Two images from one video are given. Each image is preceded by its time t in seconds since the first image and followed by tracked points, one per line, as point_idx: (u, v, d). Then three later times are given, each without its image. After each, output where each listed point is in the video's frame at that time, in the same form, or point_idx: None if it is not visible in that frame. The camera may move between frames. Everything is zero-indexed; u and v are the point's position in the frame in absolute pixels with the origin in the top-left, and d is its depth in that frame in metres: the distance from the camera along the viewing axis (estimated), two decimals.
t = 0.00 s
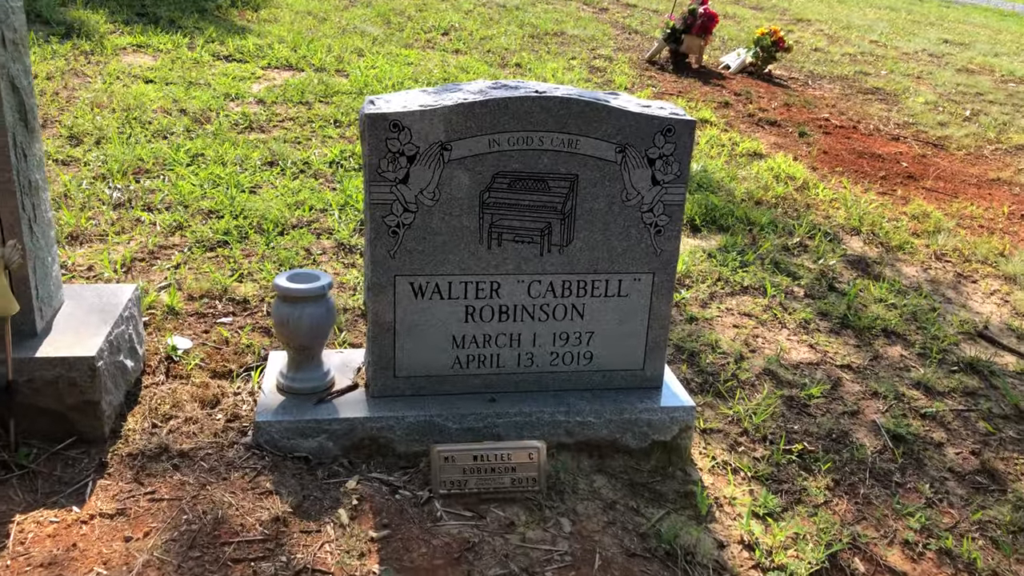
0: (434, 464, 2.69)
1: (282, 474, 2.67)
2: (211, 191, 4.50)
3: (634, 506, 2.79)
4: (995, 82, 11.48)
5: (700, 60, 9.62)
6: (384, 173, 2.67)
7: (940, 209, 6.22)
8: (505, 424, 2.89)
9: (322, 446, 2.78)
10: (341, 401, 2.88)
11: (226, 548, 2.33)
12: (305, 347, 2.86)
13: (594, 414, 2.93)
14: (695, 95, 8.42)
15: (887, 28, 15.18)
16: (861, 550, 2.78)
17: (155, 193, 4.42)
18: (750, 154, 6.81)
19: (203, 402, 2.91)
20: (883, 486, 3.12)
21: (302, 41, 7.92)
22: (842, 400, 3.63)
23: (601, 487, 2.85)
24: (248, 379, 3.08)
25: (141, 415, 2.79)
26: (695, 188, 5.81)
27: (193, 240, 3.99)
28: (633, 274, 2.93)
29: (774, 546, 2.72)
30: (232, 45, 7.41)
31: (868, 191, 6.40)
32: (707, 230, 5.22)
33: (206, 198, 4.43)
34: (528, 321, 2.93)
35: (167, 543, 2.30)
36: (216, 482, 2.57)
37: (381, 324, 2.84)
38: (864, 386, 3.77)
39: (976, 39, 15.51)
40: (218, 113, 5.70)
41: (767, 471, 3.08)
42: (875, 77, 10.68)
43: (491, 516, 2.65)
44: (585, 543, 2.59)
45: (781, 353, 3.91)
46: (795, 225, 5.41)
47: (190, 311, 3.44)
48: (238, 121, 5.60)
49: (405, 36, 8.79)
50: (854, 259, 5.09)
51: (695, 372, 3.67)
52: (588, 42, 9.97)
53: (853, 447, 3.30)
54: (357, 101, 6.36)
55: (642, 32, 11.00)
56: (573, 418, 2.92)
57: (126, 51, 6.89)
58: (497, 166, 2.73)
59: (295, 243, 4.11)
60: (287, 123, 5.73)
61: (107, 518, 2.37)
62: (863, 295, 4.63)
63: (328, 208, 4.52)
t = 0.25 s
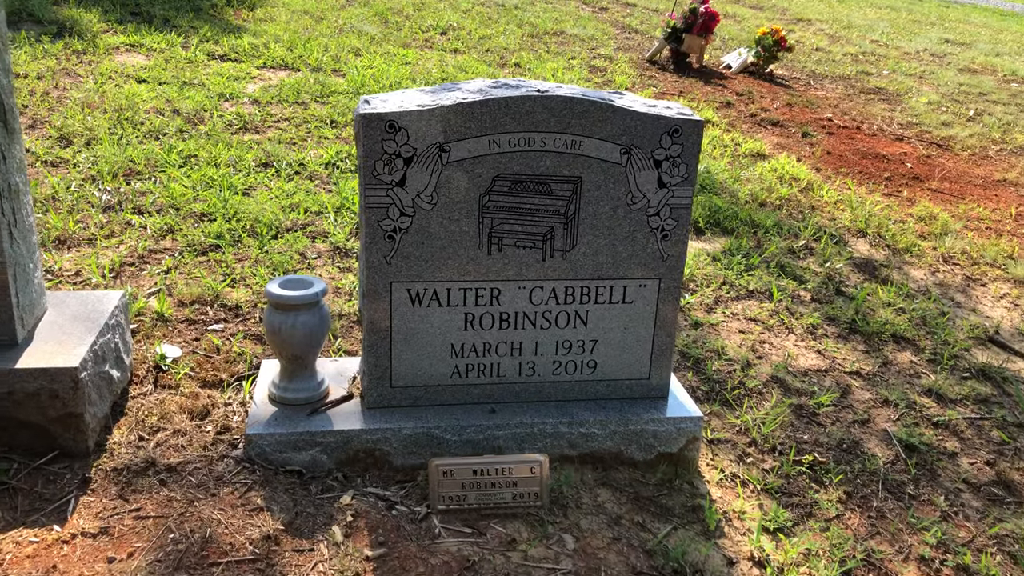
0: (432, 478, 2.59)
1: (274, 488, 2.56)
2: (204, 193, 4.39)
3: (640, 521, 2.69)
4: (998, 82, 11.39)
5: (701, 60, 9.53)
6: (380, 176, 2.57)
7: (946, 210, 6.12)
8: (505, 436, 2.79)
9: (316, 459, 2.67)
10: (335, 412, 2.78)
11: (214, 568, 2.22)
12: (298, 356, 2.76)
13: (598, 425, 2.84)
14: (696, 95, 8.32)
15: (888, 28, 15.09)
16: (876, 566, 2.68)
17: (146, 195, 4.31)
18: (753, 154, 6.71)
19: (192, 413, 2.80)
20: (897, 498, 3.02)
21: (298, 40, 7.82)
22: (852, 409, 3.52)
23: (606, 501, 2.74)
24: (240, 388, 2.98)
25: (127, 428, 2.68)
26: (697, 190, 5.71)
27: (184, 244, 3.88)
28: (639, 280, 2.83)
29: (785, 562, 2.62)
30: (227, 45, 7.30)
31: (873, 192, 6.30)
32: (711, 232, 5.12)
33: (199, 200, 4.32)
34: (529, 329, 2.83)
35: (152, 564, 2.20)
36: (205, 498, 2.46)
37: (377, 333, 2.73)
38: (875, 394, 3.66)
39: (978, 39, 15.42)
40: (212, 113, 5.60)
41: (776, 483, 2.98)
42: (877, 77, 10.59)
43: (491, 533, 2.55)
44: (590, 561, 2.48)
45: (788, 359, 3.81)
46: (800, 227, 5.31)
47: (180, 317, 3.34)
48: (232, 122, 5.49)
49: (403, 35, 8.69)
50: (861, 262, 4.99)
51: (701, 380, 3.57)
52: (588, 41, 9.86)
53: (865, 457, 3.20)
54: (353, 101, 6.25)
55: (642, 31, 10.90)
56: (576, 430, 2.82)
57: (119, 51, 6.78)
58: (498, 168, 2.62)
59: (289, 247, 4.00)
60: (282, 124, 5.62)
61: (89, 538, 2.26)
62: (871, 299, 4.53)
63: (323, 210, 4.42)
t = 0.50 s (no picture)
0: (433, 485, 2.55)
1: (272, 495, 2.53)
2: (202, 195, 4.36)
3: (644, 528, 2.65)
4: (998, 83, 11.37)
5: (701, 61, 9.50)
6: (380, 179, 2.54)
7: (948, 211, 6.09)
8: (507, 442, 2.75)
9: (316, 466, 2.64)
10: (335, 418, 2.75)
11: None
12: (297, 360, 2.73)
13: (601, 430, 2.80)
14: (697, 96, 8.29)
15: (888, 29, 15.07)
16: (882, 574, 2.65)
17: (143, 197, 4.27)
18: (754, 156, 6.68)
19: (190, 419, 2.77)
20: (902, 504, 2.98)
21: (297, 41, 7.78)
22: (856, 413, 3.49)
23: (609, 508, 2.71)
24: (238, 393, 2.94)
25: (124, 434, 2.65)
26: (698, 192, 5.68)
27: (182, 246, 3.85)
28: (642, 284, 2.79)
29: (790, 570, 2.58)
30: (225, 45, 7.26)
31: (875, 194, 6.28)
32: (712, 234, 5.10)
33: (197, 202, 4.28)
34: (531, 333, 2.80)
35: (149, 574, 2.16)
36: (203, 505, 2.43)
37: (377, 337, 2.70)
38: (879, 398, 3.63)
39: (978, 40, 15.40)
40: (210, 115, 5.56)
41: (781, 489, 2.95)
42: (878, 78, 10.56)
43: (493, 540, 2.51)
44: (593, 569, 2.45)
45: (791, 363, 3.78)
46: (802, 229, 5.29)
47: (177, 321, 3.30)
48: (230, 123, 5.46)
49: (402, 36, 8.65)
50: (863, 264, 4.96)
51: (704, 384, 3.53)
52: (587, 42, 9.83)
53: (870, 462, 3.16)
54: (353, 102, 6.22)
55: (642, 32, 10.87)
56: (578, 435, 2.79)
57: (117, 52, 6.74)
58: (499, 171, 2.59)
59: (288, 249, 3.97)
60: (281, 125, 5.59)
61: (85, 547, 2.23)
62: (874, 302, 4.49)
63: (322, 212, 4.39)
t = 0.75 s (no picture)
0: (437, 489, 2.55)
1: (276, 500, 2.52)
2: (203, 198, 4.35)
3: (648, 531, 2.65)
4: (998, 84, 11.38)
5: (701, 63, 9.51)
6: (384, 182, 2.53)
7: (949, 213, 6.10)
8: (511, 445, 2.75)
9: (319, 469, 2.64)
10: (338, 421, 2.75)
11: None
12: (300, 364, 2.73)
13: (605, 434, 2.80)
14: (697, 97, 8.29)
15: (887, 30, 15.08)
16: None
17: (145, 199, 4.26)
18: (754, 157, 6.69)
19: (193, 423, 2.76)
20: (906, 507, 2.98)
21: (297, 43, 7.77)
22: (859, 416, 3.49)
23: (613, 512, 2.71)
24: (242, 397, 2.94)
25: (127, 437, 2.64)
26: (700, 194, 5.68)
27: (184, 249, 3.84)
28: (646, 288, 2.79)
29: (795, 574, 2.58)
30: (226, 47, 7.25)
31: (876, 196, 6.28)
32: (714, 237, 5.09)
33: (198, 205, 4.27)
34: (535, 337, 2.79)
35: None
36: (207, 509, 2.42)
37: (381, 341, 2.70)
38: (881, 401, 3.63)
39: (977, 41, 15.42)
40: (211, 116, 5.55)
41: (784, 493, 2.95)
42: (878, 79, 10.57)
43: (497, 544, 2.51)
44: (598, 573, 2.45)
45: (794, 366, 3.78)
46: (803, 231, 5.29)
47: (180, 324, 3.30)
48: (231, 125, 5.45)
49: (403, 37, 8.64)
50: (865, 267, 4.96)
51: (707, 387, 3.53)
52: (588, 44, 9.82)
53: (873, 465, 3.16)
54: (353, 104, 6.21)
55: (642, 33, 10.87)
56: (582, 439, 2.78)
57: (117, 53, 6.74)
58: (503, 175, 2.59)
59: (290, 252, 3.96)
60: (282, 127, 5.58)
61: (90, 551, 2.22)
62: (876, 304, 4.49)
63: (324, 215, 4.38)
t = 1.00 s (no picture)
0: (448, 485, 2.56)
1: (287, 496, 2.53)
2: (208, 196, 4.35)
3: (657, 527, 2.66)
4: (997, 84, 11.41)
5: (702, 63, 9.52)
6: (394, 179, 2.54)
7: (951, 212, 6.12)
8: (520, 442, 2.76)
9: (330, 466, 2.64)
10: (348, 418, 2.75)
11: None
12: (309, 361, 2.73)
13: (614, 431, 2.81)
14: (698, 97, 8.30)
15: (886, 31, 15.11)
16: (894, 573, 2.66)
17: (150, 198, 4.26)
18: (756, 157, 6.70)
19: (203, 420, 2.77)
20: (913, 504, 2.99)
21: (299, 42, 7.77)
22: (865, 413, 3.50)
23: (622, 508, 2.71)
24: (251, 394, 2.95)
25: (138, 434, 2.65)
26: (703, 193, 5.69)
27: (190, 247, 3.85)
28: (655, 285, 2.80)
29: (804, 569, 2.59)
30: (228, 46, 7.25)
31: (877, 195, 6.29)
32: (718, 236, 5.11)
33: (204, 203, 4.28)
34: (544, 334, 2.80)
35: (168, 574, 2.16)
36: (219, 505, 2.43)
37: (390, 338, 2.70)
38: (887, 398, 3.64)
39: (976, 41, 15.45)
40: (214, 116, 5.55)
41: (792, 489, 2.96)
42: (877, 80, 10.59)
43: (508, 540, 2.52)
44: (608, 568, 2.46)
45: (799, 364, 3.80)
46: (806, 230, 5.30)
47: (188, 322, 3.30)
48: (235, 124, 5.45)
49: (404, 37, 8.64)
50: (868, 265, 4.97)
51: (713, 384, 3.55)
52: (588, 43, 9.83)
53: (879, 462, 3.18)
54: (356, 103, 6.22)
55: (643, 33, 10.89)
56: (591, 435, 2.79)
57: (119, 53, 6.74)
58: (513, 172, 2.60)
59: (297, 250, 3.97)
60: (285, 126, 5.58)
61: (103, 547, 2.23)
62: (880, 302, 4.51)
63: (329, 213, 4.39)
